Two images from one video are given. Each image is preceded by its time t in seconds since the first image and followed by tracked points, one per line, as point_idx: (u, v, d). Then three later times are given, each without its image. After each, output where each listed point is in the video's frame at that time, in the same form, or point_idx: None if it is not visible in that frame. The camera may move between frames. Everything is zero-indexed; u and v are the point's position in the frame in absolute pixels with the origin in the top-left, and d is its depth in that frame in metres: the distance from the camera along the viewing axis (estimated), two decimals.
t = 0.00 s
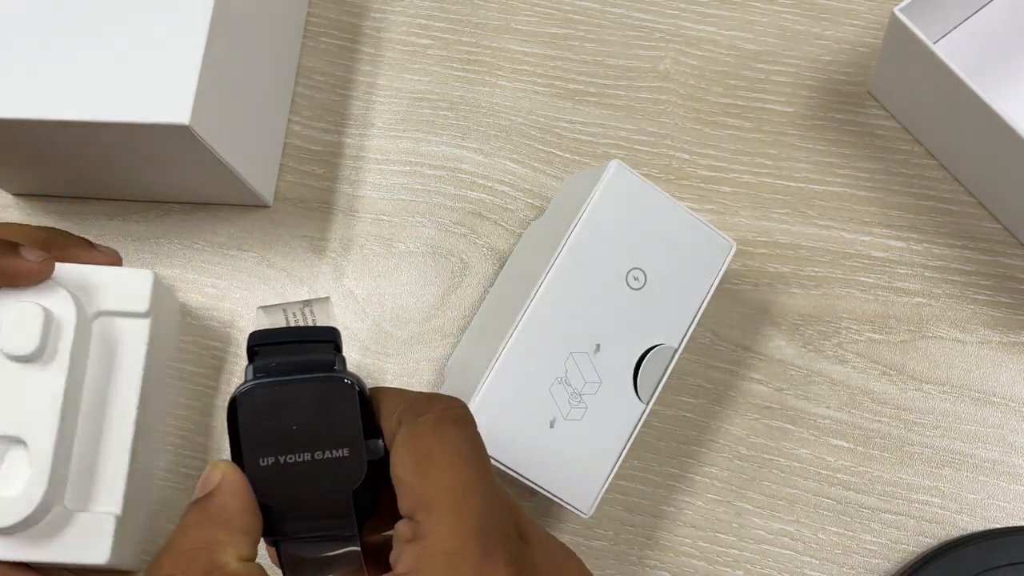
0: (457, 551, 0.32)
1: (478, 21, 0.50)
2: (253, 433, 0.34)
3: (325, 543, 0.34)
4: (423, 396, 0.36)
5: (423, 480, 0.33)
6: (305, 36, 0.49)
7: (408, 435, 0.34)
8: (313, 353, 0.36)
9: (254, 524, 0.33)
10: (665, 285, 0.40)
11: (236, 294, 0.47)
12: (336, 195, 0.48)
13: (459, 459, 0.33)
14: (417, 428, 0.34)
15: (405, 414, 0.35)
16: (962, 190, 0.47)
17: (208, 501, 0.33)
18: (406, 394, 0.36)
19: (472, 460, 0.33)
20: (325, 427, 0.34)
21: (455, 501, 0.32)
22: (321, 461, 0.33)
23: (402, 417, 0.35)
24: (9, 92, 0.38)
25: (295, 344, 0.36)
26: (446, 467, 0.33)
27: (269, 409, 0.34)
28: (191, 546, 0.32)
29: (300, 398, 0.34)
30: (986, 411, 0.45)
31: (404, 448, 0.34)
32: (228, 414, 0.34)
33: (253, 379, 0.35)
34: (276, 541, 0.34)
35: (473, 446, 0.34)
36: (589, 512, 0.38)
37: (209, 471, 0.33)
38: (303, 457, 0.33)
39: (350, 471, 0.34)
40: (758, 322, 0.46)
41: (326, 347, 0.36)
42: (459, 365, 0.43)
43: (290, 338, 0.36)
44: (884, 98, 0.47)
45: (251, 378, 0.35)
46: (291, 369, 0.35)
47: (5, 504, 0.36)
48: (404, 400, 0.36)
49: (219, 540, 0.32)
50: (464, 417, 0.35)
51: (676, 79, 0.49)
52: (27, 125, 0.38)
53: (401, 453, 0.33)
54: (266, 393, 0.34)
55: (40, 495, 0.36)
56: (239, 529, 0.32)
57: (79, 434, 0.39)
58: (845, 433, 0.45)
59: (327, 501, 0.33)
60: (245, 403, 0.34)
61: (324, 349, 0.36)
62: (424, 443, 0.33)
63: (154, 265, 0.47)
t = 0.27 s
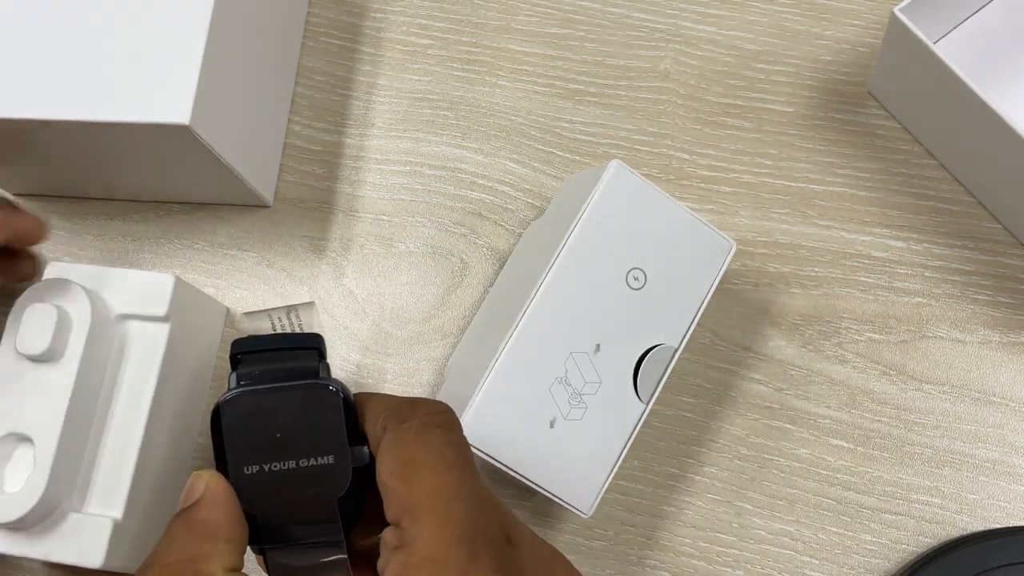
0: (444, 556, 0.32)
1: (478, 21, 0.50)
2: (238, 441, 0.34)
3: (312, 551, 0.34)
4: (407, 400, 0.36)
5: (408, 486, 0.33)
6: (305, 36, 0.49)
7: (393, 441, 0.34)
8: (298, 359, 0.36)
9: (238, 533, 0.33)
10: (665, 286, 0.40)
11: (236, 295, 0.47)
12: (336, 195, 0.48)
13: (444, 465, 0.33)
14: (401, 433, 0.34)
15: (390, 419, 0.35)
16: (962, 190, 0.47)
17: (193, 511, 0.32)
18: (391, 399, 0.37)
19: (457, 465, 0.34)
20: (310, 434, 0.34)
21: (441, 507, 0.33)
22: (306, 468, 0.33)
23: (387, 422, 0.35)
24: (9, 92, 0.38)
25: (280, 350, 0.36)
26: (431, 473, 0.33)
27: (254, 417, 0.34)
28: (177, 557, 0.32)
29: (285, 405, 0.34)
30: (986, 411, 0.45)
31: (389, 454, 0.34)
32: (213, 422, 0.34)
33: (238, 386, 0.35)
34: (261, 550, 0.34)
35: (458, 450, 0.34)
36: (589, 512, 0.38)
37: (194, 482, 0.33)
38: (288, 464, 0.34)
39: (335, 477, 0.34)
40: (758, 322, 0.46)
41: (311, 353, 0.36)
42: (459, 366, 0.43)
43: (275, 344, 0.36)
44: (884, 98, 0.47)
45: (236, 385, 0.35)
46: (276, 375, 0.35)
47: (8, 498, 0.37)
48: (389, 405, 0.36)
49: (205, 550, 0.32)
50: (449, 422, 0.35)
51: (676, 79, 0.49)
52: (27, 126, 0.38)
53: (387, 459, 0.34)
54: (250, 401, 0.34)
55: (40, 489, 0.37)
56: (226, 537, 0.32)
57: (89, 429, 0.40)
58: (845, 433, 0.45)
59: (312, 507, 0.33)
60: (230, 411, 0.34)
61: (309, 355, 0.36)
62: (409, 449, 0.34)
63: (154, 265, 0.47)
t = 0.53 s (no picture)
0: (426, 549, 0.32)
1: (478, 21, 0.50)
2: (212, 445, 0.33)
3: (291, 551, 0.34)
4: (378, 399, 0.36)
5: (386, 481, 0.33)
6: (305, 36, 0.49)
7: (368, 437, 0.34)
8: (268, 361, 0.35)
9: (218, 533, 0.32)
10: (664, 285, 0.40)
11: (236, 295, 0.47)
12: (336, 195, 0.48)
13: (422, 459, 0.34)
14: (376, 430, 0.34)
15: (362, 417, 0.35)
16: (961, 190, 0.47)
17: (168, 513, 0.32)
18: (360, 399, 0.37)
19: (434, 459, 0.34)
20: (284, 435, 0.34)
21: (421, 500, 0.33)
22: (281, 469, 0.33)
23: (359, 419, 0.35)
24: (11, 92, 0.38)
25: (250, 352, 0.35)
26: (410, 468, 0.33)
27: (229, 420, 0.34)
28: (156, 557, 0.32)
29: (258, 407, 0.34)
30: (986, 411, 0.45)
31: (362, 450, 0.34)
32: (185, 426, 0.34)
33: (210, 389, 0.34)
34: (239, 552, 0.33)
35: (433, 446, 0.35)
36: (589, 512, 0.39)
37: (168, 487, 0.32)
38: (263, 465, 0.33)
39: (311, 477, 0.33)
40: (758, 322, 0.46)
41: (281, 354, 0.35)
42: (459, 366, 0.43)
43: (246, 346, 0.35)
44: (884, 98, 0.47)
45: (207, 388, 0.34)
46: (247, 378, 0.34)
47: (8, 497, 0.37)
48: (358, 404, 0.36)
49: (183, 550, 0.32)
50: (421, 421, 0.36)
51: (676, 79, 0.49)
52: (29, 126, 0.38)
53: (362, 457, 0.34)
54: (225, 403, 0.34)
55: (40, 489, 0.37)
56: (205, 539, 0.32)
57: (90, 429, 0.40)
58: (845, 433, 0.45)
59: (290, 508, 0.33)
60: (204, 414, 0.33)
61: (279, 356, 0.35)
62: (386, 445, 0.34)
63: (154, 265, 0.47)
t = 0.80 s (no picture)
0: (419, 548, 0.32)
1: (478, 21, 0.50)
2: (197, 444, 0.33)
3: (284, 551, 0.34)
4: (372, 397, 0.36)
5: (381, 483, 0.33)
6: (305, 36, 0.49)
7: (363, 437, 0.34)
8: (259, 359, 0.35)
9: (212, 532, 0.32)
10: (664, 285, 0.40)
11: (236, 295, 0.47)
12: (336, 195, 0.48)
13: (417, 458, 0.33)
14: (370, 429, 0.34)
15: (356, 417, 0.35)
16: (962, 190, 0.47)
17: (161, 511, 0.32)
18: (354, 398, 0.36)
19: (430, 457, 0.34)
20: (275, 433, 0.34)
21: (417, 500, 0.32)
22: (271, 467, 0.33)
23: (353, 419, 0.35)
24: None
25: (241, 349, 0.35)
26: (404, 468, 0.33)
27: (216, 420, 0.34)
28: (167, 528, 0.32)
29: (250, 406, 0.34)
30: (986, 411, 0.45)
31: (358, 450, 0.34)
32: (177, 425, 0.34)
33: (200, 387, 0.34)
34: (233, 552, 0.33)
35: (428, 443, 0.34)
36: (589, 512, 0.39)
37: (161, 490, 0.32)
38: (253, 464, 0.33)
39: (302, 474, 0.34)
40: (758, 322, 0.46)
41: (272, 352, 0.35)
42: (459, 366, 0.43)
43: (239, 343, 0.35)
44: (884, 98, 0.47)
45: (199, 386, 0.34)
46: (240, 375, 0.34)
47: (8, 498, 0.37)
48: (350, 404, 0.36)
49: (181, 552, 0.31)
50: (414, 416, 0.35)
51: (676, 79, 0.49)
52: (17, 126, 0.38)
53: (356, 455, 0.33)
54: (217, 401, 0.34)
55: (40, 490, 0.37)
56: (200, 539, 0.32)
57: (91, 429, 0.40)
58: (845, 433, 0.45)
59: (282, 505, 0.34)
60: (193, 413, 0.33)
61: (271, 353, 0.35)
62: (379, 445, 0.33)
63: (153, 265, 0.47)
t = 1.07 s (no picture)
0: None
1: (478, 21, 0.50)
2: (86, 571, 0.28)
3: None
4: (262, 445, 0.34)
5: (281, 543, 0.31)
6: (305, 36, 0.49)
7: (256, 494, 0.32)
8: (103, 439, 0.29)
9: None
10: (664, 286, 0.40)
11: (236, 295, 0.47)
12: (336, 195, 0.48)
13: (315, 510, 0.32)
14: (261, 488, 0.32)
15: (240, 469, 0.32)
16: (962, 190, 0.47)
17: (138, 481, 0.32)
18: (227, 456, 0.32)
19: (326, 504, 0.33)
20: (168, 515, 0.29)
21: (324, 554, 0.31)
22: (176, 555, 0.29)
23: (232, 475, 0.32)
24: None
25: (77, 432, 0.29)
26: (304, 523, 0.32)
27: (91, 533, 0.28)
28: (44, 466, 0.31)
29: (126, 499, 0.29)
30: (986, 411, 0.45)
31: (251, 509, 0.31)
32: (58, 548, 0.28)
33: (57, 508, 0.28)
34: None
35: (321, 488, 0.33)
36: (589, 512, 0.39)
37: None
38: (156, 557, 0.29)
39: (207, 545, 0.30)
40: (758, 322, 0.46)
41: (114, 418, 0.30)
42: (458, 366, 0.43)
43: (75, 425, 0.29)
44: (884, 98, 0.47)
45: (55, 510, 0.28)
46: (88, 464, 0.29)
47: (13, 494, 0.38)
48: (231, 453, 0.32)
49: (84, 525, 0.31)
50: (305, 458, 0.34)
51: (676, 79, 0.49)
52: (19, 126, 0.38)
53: (249, 514, 0.31)
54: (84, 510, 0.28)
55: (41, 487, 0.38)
56: None
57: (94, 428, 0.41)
58: (845, 433, 0.45)
59: None
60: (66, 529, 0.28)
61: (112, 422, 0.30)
62: (270, 506, 0.32)
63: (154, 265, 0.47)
